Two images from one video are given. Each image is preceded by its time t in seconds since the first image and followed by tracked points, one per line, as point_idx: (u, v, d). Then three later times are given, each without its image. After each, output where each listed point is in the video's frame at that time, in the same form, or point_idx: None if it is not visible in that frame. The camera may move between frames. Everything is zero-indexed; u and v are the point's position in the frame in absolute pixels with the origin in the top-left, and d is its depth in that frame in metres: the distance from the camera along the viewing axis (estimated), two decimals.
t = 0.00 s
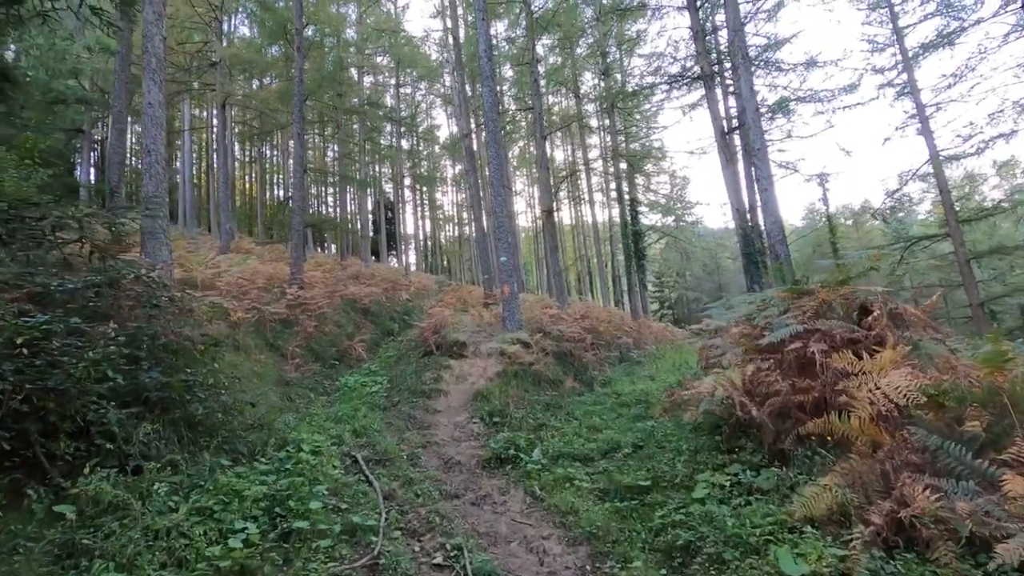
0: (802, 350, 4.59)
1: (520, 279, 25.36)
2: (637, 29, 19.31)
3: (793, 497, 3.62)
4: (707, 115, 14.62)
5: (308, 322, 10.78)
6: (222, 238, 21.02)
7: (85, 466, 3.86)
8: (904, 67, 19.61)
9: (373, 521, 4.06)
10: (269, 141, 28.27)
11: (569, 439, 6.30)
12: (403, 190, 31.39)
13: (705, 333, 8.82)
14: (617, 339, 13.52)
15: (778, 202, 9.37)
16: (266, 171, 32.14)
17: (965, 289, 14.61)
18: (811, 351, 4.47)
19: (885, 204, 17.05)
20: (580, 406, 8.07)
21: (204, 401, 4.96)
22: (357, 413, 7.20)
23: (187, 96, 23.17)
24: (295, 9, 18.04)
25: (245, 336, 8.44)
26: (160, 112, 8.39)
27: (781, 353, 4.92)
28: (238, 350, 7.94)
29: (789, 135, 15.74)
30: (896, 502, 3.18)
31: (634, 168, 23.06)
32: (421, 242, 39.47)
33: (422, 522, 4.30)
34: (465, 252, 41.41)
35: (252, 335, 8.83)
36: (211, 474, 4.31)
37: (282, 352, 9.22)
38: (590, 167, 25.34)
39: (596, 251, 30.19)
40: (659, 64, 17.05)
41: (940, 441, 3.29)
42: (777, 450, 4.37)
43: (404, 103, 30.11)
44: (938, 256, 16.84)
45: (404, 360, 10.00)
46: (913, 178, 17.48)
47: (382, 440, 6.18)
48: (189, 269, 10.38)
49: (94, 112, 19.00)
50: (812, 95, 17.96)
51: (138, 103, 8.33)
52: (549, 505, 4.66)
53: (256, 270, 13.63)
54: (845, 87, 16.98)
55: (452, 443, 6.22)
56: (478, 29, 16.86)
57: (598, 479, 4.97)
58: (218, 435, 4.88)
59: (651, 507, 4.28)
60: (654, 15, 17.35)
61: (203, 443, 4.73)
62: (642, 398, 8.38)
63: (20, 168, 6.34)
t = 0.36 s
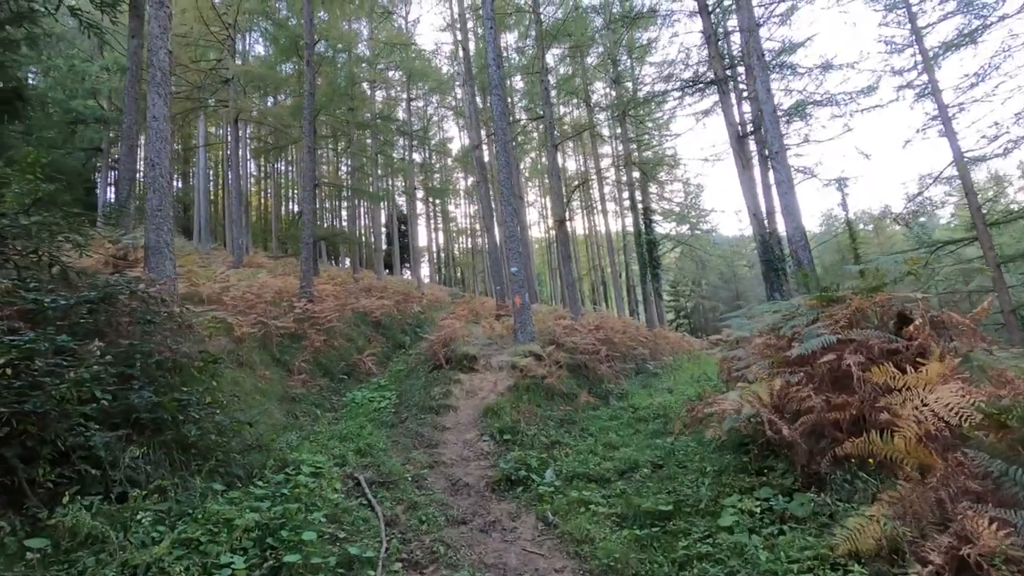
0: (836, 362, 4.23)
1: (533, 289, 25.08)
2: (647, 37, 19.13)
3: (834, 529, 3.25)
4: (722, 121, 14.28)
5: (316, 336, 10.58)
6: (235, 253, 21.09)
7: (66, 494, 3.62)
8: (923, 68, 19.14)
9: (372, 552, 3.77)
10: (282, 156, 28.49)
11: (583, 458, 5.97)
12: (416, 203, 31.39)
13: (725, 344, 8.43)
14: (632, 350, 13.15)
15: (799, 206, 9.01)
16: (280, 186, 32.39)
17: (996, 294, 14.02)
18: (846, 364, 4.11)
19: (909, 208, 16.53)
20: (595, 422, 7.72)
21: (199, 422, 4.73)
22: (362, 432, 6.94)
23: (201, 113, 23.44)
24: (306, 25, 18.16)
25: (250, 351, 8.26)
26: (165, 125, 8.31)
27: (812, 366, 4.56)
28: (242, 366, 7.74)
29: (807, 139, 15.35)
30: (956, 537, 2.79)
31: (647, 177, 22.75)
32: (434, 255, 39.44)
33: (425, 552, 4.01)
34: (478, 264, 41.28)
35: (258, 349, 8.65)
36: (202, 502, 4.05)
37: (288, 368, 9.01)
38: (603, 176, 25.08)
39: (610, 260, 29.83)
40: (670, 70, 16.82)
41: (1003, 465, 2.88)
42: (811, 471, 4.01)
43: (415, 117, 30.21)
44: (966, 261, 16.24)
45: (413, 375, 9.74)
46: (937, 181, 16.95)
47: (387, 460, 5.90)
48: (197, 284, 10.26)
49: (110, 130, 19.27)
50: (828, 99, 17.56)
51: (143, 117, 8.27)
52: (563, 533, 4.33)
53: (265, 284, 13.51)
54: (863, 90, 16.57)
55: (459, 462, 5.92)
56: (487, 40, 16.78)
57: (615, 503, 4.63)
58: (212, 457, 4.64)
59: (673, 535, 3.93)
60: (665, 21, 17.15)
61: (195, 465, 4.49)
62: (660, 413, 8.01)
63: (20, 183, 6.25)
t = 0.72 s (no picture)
0: (870, 360, 3.88)
1: (541, 295, 24.74)
2: (652, 37, 18.84)
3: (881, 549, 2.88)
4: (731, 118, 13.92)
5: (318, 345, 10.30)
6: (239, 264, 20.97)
7: (29, 519, 3.31)
8: (937, 59, 18.66)
9: None
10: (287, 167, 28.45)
11: (595, 468, 5.62)
12: (422, 211, 31.21)
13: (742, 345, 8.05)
14: (644, 354, 12.76)
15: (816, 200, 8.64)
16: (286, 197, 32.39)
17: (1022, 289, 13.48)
18: (883, 361, 3.76)
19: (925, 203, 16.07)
20: (607, 429, 7.35)
21: (182, 437, 4.44)
22: (362, 444, 6.63)
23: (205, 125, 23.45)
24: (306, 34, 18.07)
25: (248, 362, 7.99)
26: (157, 130, 8.09)
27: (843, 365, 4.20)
28: (239, 377, 7.47)
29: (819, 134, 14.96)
30: None
31: (654, 179, 22.39)
32: (442, 262, 39.25)
33: None
34: (486, 271, 41.05)
35: (256, 359, 8.38)
36: (181, 525, 3.74)
37: (288, 378, 8.73)
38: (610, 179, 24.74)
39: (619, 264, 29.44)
40: (676, 68, 16.49)
41: None
42: (846, 481, 3.65)
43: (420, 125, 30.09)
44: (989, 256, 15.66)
45: (417, 383, 9.43)
46: (954, 175, 16.45)
47: (387, 474, 5.58)
48: (195, 294, 10.03)
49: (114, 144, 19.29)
50: (839, 93, 17.16)
51: (135, 122, 8.05)
52: (574, 552, 3.98)
53: (267, 293, 13.28)
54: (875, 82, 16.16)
55: (463, 475, 5.59)
56: (489, 43, 16.58)
57: (630, 518, 4.27)
58: (197, 474, 4.34)
59: (696, 554, 3.57)
60: (669, 19, 16.85)
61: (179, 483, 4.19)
62: (675, 419, 7.63)
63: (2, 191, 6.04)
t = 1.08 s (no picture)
0: (901, 363, 3.57)
1: (547, 300, 24.42)
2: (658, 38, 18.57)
3: None
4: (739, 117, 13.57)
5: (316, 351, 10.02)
6: (242, 270, 20.83)
7: None
8: (950, 57, 18.24)
9: None
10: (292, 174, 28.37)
11: (600, 480, 5.28)
12: (428, 218, 31.00)
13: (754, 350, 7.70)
14: (651, 359, 12.39)
15: (831, 199, 8.29)
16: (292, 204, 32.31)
17: None
18: (915, 365, 3.45)
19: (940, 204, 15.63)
20: (613, 439, 6.99)
21: (156, 449, 4.16)
22: (355, 454, 6.32)
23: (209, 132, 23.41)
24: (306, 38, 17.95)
25: (240, 368, 7.72)
26: (148, 131, 7.87)
27: (868, 370, 3.87)
28: (230, 386, 7.19)
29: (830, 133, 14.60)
30: None
31: (661, 182, 22.06)
32: (448, 269, 39.03)
33: None
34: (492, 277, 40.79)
35: (249, 366, 8.10)
36: (147, 546, 3.45)
37: (283, 386, 8.44)
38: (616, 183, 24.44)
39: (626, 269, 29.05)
40: (682, 68, 16.20)
41: None
42: (876, 497, 3.31)
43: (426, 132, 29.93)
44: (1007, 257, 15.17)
45: (416, 391, 9.12)
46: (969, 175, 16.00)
47: (378, 486, 5.27)
48: (190, 299, 9.78)
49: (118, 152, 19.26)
50: (849, 92, 16.79)
51: (126, 123, 7.84)
52: None
53: (267, 299, 13.05)
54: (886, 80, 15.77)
55: (459, 488, 5.26)
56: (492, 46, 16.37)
57: (637, 537, 3.94)
58: (171, 488, 4.04)
59: None
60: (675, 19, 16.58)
61: (153, 497, 3.90)
62: (684, 427, 7.27)
63: None
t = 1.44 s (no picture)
0: (947, 388, 3.24)
1: (562, 312, 24.03)
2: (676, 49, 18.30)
3: None
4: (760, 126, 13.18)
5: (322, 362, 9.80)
6: (256, 279, 20.84)
7: None
8: (979, 66, 17.66)
9: None
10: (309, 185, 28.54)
11: (609, 506, 4.92)
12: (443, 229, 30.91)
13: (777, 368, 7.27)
14: (668, 375, 11.95)
15: (857, 209, 7.88)
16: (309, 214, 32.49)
17: None
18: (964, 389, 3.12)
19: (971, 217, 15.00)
20: (624, 459, 6.62)
21: (133, 464, 3.92)
22: (353, 471, 6.04)
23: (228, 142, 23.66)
24: (321, 48, 18.02)
25: (240, 378, 7.52)
26: (154, 137, 7.80)
27: (907, 394, 3.55)
28: (228, 396, 6.98)
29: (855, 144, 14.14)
30: None
31: (679, 193, 21.66)
32: (464, 280, 38.89)
33: None
34: (508, 289, 40.55)
35: (251, 376, 7.90)
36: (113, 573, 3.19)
37: (285, 397, 8.21)
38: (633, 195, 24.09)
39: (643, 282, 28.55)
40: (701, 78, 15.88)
41: None
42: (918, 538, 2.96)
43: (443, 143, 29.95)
44: None
45: (422, 404, 8.83)
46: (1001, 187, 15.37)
47: (373, 507, 4.98)
48: (196, 308, 9.65)
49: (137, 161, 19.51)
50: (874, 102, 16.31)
51: (132, 129, 7.78)
52: None
53: (276, 308, 12.92)
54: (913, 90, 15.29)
55: (458, 511, 4.95)
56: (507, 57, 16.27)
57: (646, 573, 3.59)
58: (147, 507, 3.79)
59: None
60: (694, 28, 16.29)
61: (127, 516, 3.65)
62: (701, 448, 6.87)
63: None
